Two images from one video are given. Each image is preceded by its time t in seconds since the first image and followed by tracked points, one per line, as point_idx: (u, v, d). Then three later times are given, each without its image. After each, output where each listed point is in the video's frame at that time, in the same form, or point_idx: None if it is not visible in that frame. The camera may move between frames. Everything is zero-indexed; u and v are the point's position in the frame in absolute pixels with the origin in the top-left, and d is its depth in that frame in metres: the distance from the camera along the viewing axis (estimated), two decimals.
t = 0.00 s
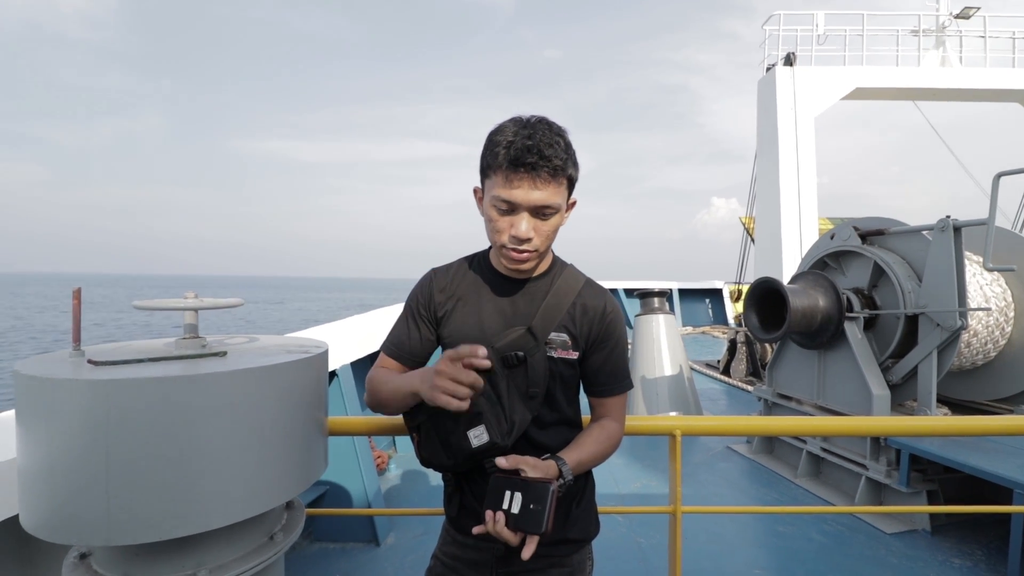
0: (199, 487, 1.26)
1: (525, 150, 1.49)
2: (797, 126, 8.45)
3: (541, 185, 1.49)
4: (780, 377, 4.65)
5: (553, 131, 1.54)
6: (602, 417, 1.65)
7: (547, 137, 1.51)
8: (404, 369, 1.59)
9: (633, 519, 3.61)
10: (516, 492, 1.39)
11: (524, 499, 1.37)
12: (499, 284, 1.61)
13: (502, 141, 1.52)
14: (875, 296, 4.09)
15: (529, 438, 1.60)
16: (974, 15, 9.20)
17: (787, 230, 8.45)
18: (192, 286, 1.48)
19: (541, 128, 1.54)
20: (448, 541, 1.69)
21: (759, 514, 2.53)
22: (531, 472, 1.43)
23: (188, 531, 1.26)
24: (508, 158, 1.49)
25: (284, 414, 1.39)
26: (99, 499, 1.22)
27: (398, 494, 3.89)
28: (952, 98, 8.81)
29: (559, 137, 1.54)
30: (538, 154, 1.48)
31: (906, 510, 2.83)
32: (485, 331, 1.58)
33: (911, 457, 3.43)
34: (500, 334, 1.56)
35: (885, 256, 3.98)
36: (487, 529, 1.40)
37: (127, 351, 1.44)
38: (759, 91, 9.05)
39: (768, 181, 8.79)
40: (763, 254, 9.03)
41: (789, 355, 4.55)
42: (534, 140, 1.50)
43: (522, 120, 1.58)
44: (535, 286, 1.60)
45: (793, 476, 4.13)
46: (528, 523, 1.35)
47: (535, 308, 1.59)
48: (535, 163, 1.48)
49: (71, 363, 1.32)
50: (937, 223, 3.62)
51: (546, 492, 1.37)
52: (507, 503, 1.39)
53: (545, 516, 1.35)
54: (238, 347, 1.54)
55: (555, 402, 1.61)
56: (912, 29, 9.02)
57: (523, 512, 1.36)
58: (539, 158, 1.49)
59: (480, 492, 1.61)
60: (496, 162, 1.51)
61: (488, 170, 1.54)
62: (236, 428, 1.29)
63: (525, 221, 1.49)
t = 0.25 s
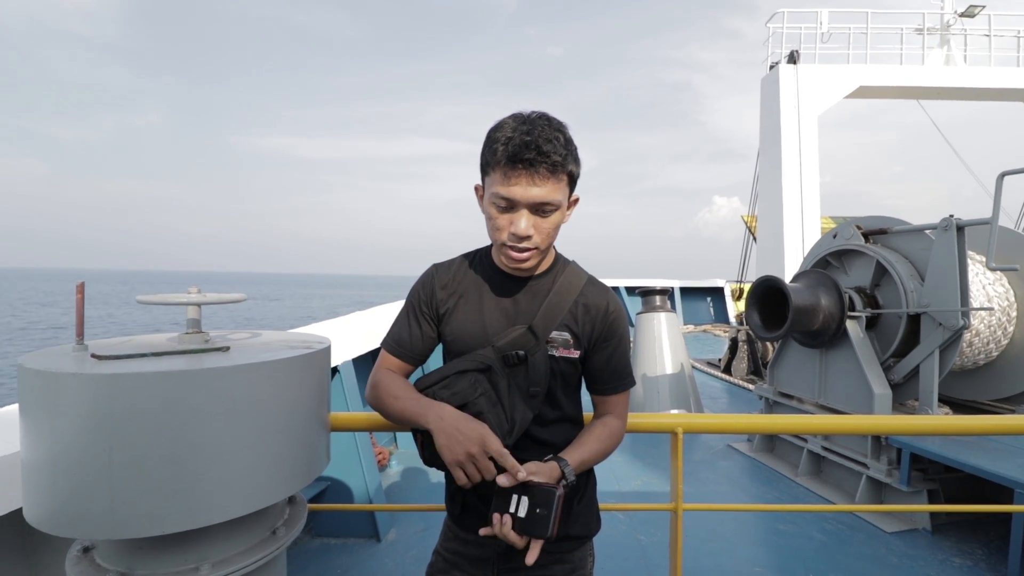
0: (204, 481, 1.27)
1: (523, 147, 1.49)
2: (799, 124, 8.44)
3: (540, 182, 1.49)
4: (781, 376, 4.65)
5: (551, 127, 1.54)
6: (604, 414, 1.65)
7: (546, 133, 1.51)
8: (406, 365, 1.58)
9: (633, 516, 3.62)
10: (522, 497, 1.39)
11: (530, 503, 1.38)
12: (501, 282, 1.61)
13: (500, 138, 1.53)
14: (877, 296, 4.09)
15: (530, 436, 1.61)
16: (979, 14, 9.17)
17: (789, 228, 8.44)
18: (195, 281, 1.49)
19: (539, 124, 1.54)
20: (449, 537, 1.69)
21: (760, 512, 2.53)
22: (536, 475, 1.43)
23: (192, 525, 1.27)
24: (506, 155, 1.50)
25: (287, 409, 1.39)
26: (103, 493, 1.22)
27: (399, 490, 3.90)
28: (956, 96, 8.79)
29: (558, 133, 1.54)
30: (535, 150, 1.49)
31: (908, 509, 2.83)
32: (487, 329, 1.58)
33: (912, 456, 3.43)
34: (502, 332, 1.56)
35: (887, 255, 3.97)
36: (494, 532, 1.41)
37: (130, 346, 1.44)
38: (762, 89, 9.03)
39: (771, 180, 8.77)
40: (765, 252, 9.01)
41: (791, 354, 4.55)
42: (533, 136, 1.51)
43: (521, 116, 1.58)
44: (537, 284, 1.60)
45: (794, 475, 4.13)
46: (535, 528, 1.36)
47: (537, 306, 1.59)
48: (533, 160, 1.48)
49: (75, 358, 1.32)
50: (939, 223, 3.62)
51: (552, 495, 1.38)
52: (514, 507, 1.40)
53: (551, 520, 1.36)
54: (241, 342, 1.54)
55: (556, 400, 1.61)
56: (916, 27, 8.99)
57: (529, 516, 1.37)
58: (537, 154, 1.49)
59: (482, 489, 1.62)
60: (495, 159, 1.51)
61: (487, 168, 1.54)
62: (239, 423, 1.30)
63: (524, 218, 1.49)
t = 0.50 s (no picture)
0: (210, 483, 1.27)
1: (522, 139, 1.50)
2: (801, 123, 8.42)
3: (539, 174, 1.49)
4: (784, 376, 4.64)
5: (551, 122, 1.55)
6: (611, 416, 1.65)
7: (545, 126, 1.53)
8: (410, 367, 1.58)
9: (637, 517, 3.62)
10: (529, 503, 1.40)
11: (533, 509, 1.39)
12: (505, 283, 1.61)
13: (500, 133, 1.54)
14: (881, 295, 4.08)
15: (534, 437, 1.61)
16: (980, 11, 9.14)
17: (791, 227, 8.43)
18: (200, 284, 1.49)
19: (539, 119, 1.55)
20: (453, 538, 1.69)
21: (766, 512, 2.53)
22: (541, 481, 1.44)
23: (199, 528, 1.27)
24: (507, 148, 1.51)
25: (292, 411, 1.40)
26: (111, 496, 1.22)
27: (402, 491, 3.90)
28: (958, 94, 8.77)
29: (558, 127, 1.55)
30: (535, 142, 1.50)
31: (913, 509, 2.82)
32: (491, 331, 1.59)
33: (917, 456, 3.42)
34: (506, 334, 1.56)
35: (890, 254, 3.97)
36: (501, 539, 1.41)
37: (136, 348, 1.44)
38: (763, 88, 9.02)
39: (773, 179, 8.76)
40: (767, 251, 9.00)
41: (794, 354, 4.55)
42: (533, 129, 1.52)
43: (522, 114, 1.60)
44: (541, 285, 1.60)
45: (798, 474, 4.13)
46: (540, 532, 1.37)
47: (541, 308, 1.59)
48: (533, 151, 1.50)
49: (82, 360, 1.33)
50: (943, 221, 3.61)
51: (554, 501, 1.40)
52: (520, 513, 1.40)
53: (553, 524, 1.37)
54: (246, 344, 1.55)
55: (560, 403, 1.61)
56: (917, 25, 8.97)
57: (535, 522, 1.38)
58: (537, 146, 1.50)
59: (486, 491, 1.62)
60: (495, 153, 1.53)
61: (489, 164, 1.55)
62: (245, 425, 1.30)
63: (525, 211, 1.49)
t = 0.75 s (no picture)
0: (215, 485, 1.28)
1: (529, 132, 1.53)
2: (803, 127, 8.44)
3: (545, 164, 1.51)
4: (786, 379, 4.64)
5: (557, 119, 1.59)
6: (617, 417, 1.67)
7: (551, 121, 1.56)
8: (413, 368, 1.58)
9: (638, 520, 3.62)
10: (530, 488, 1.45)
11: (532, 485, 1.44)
12: (509, 284, 1.62)
13: (508, 129, 1.57)
14: (882, 298, 4.08)
15: (536, 439, 1.61)
16: (982, 16, 9.16)
17: (793, 231, 8.43)
18: (205, 286, 1.50)
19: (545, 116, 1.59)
20: (455, 540, 1.70)
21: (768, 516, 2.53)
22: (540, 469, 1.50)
23: (203, 529, 1.28)
24: (514, 141, 1.54)
25: (296, 413, 1.40)
26: (116, 497, 1.23)
27: (404, 493, 3.91)
28: (960, 99, 8.77)
29: (564, 124, 1.58)
30: (541, 133, 1.53)
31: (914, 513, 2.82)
32: (495, 332, 1.59)
33: (918, 460, 3.42)
34: (510, 336, 1.57)
35: (892, 258, 3.97)
36: (513, 531, 1.43)
37: (142, 350, 1.45)
38: (765, 92, 9.03)
39: (774, 182, 8.77)
40: (769, 255, 9.01)
41: (796, 357, 4.55)
42: (540, 123, 1.56)
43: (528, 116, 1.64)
44: (544, 287, 1.61)
45: (799, 478, 4.12)
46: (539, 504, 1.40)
47: (545, 310, 1.60)
48: (539, 142, 1.53)
49: (88, 361, 1.34)
50: (944, 225, 3.62)
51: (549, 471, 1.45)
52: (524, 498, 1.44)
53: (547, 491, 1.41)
54: (250, 346, 1.55)
55: (563, 405, 1.62)
56: (919, 30, 8.98)
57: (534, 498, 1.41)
58: (543, 137, 1.53)
59: (487, 493, 1.63)
60: (502, 146, 1.55)
61: (496, 159, 1.57)
62: (249, 427, 1.31)
63: (531, 201, 1.50)
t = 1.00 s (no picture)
0: (218, 490, 1.28)
1: (539, 139, 1.54)
2: (803, 129, 8.45)
3: (555, 171, 1.53)
4: (787, 382, 4.64)
5: (566, 127, 1.60)
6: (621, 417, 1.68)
7: (561, 129, 1.57)
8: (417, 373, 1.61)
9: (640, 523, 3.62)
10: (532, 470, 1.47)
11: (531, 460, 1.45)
12: (511, 288, 1.63)
13: (516, 134, 1.58)
14: (883, 301, 4.08)
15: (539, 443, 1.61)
16: (981, 18, 9.18)
17: (794, 233, 8.44)
18: (208, 291, 1.50)
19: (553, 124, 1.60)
20: (458, 545, 1.70)
21: (770, 519, 2.54)
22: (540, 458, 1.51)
23: (207, 533, 1.28)
24: (523, 147, 1.54)
25: (299, 418, 1.41)
26: (121, 502, 1.24)
27: (406, 497, 3.91)
28: (960, 100, 8.79)
29: (572, 132, 1.60)
30: (552, 140, 1.54)
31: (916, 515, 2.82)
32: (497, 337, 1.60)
33: (920, 462, 3.42)
34: (511, 340, 1.58)
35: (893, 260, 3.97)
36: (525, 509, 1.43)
37: (145, 355, 1.46)
38: (765, 95, 9.05)
39: (774, 185, 8.78)
40: (769, 257, 9.01)
41: (797, 359, 4.55)
42: (549, 130, 1.57)
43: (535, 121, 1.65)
44: (546, 292, 1.62)
45: (801, 481, 4.12)
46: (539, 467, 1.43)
47: (547, 314, 1.60)
48: (550, 149, 1.54)
49: (92, 367, 1.35)
50: (945, 228, 3.62)
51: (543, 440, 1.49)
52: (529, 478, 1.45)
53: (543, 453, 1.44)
54: (253, 351, 1.56)
55: (564, 409, 1.62)
56: (918, 32, 9.00)
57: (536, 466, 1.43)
58: (554, 144, 1.54)
59: (490, 497, 1.63)
60: (511, 151, 1.56)
61: (503, 163, 1.57)
62: (254, 433, 1.31)
63: (539, 207, 1.51)
